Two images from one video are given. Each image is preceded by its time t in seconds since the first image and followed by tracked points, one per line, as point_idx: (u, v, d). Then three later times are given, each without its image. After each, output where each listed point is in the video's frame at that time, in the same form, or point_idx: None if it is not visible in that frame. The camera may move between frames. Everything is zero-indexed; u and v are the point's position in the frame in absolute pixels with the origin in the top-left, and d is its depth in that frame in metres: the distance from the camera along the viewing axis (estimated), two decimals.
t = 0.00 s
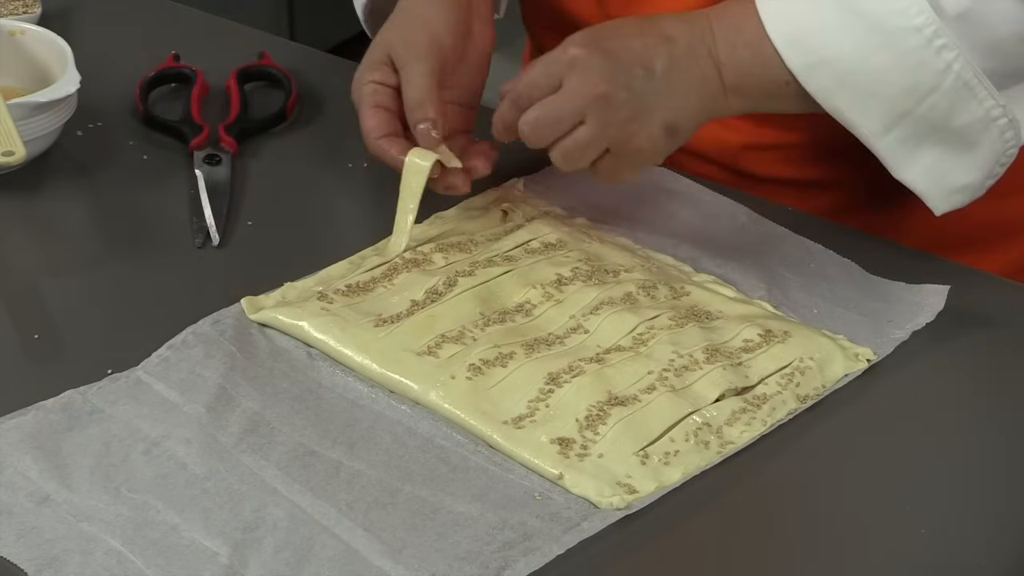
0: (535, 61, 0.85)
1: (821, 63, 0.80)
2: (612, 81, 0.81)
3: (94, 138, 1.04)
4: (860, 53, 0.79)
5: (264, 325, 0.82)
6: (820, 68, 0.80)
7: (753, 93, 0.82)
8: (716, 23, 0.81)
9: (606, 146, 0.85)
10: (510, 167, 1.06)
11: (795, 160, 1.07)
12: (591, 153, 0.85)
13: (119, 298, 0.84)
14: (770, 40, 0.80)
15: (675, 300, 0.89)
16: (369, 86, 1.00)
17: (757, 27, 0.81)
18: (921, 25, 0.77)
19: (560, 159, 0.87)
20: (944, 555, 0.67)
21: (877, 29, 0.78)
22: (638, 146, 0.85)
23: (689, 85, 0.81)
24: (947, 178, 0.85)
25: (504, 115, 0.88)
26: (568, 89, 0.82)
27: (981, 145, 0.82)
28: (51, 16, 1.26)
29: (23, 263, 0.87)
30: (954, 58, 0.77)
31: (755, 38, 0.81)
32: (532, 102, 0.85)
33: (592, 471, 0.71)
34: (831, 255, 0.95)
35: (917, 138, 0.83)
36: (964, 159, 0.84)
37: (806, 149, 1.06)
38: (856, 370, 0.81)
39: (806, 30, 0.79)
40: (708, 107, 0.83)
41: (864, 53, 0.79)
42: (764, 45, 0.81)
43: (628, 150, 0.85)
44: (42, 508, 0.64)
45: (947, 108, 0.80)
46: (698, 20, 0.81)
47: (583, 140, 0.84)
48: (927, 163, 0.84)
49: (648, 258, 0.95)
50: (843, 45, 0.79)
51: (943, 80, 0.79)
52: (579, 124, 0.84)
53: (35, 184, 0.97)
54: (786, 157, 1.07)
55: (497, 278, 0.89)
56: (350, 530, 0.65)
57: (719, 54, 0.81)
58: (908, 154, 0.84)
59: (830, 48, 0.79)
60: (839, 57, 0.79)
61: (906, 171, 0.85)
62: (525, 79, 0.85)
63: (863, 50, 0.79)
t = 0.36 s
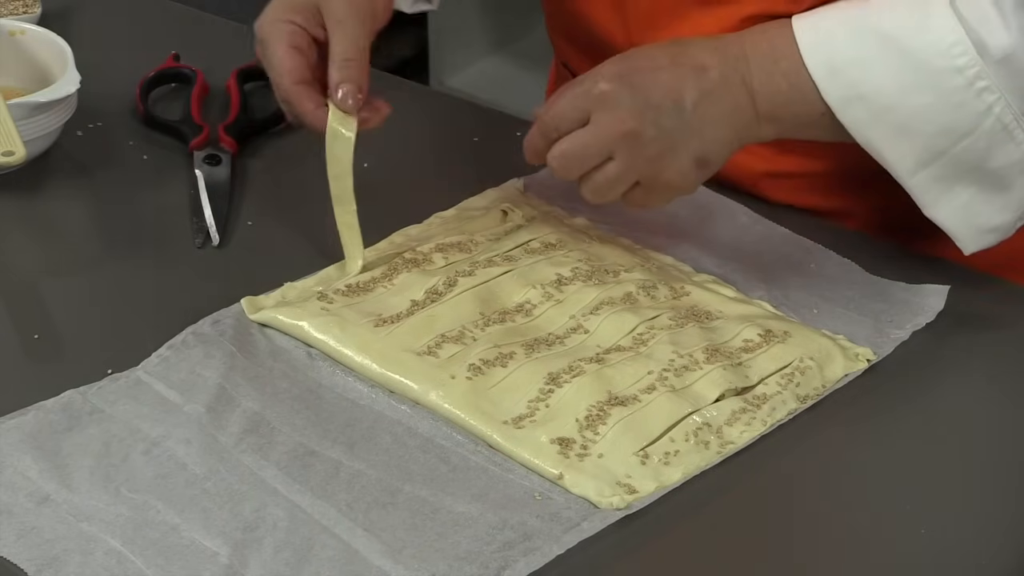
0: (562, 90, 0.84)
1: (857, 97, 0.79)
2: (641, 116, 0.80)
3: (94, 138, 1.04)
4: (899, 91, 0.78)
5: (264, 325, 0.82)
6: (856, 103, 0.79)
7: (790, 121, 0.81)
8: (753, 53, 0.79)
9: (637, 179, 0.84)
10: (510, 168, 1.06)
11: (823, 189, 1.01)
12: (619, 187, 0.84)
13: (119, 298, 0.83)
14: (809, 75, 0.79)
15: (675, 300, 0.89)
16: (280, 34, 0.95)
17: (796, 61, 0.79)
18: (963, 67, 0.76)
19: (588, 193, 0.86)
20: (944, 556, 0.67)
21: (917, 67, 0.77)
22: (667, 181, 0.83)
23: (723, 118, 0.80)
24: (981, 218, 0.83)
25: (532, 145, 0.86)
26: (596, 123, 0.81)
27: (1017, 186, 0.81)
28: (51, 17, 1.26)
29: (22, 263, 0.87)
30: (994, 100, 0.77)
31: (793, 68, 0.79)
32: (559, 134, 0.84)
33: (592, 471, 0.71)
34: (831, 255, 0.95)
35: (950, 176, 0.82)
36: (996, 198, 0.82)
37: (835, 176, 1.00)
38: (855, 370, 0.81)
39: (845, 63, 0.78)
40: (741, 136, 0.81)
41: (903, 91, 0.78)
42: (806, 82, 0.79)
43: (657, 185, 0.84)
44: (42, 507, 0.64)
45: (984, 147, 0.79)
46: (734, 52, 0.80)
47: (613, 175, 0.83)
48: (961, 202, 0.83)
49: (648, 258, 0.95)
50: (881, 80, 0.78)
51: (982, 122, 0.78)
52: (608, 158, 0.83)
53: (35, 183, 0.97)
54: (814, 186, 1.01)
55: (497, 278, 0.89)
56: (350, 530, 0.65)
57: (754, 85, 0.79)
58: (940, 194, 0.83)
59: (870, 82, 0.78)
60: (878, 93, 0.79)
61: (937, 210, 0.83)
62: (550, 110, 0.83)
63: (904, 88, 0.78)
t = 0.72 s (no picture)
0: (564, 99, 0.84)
1: (863, 109, 0.78)
2: (643, 124, 0.80)
3: (94, 138, 1.04)
4: (905, 105, 0.78)
5: (264, 325, 0.82)
6: (861, 115, 0.79)
7: (793, 130, 0.81)
8: (757, 60, 0.80)
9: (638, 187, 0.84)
10: (510, 168, 1.06)
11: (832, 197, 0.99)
12: (620, 194, 0.85)
13: (119, 299, 0.83)
14: (815, 84, 0.79)
15: (675, 300, 0.89)
16: None
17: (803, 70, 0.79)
18: (969, 83, 0.76)
19: (589, 200, 0.86)
20: (944, 556, 0.67)
21: (923, 79, 0.77)
22: (668, 189, 0.84)
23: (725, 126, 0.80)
24: (981, 233, 0.82)
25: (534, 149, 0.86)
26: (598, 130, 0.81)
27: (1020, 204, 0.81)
28: (51, 17, 1.26)
29: (22, 263, 0.87)
30: (999, 117, 0.76)
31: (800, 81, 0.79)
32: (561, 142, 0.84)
33: (592, 471, 0.71)
34: (831, 255, 0.95)
35: (951, 191, 0.81)
36: (998, 215, 0.82)
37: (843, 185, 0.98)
38: (855, 370, 0.81)
39: (851, 73, 0.78)
40: (743, 143, 0.81)
41: (909, 105, 0.78)
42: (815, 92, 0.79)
43: (658, 193, 0.84)
44: (42, 507, 0.64)
45: (987, 164, 0.79)
46: (738, 60, 0.80)
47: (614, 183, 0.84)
48: (963, 218, 0.82)
49: (648, 258, 0.95)
50: (887, 92, 0.78)
51: (986, 138, 0.78)
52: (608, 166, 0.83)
53: (35, 183, 0.97)
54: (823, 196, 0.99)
55: (497, 278, 0.89)
56: (350, 530, 0.65)
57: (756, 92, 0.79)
58: (941, 208, 0.82)
59: (876, 93, 0.78)
60: (884, 106, 0.78)
61: (938, 224, 0.82)
62: (553, 119, 0.84)
63: (910, 101, 0.78)
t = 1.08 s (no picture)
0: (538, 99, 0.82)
1: (847, 95, 0.78)
2: (628, 125, 0.79)
3: (94, 138, 1.04)
4: (894, 92, 0.78)
5: (264, 325, 0.82)
6: (845, 101, 0.79)
7: (773, 123, 0.81)
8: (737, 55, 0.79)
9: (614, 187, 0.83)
10: (510, 168, 1.06)
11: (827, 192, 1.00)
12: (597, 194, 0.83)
13: (119, 299, 0.83)
14: (801, 74, 0.79)
15: (675, 300, 0.89)
16: None
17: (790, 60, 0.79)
18: (955, 72, 0.76)
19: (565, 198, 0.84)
20: (944, 555, 0.67)
21: (913, 71, 0.77)
22: (645, 187, 0.83)
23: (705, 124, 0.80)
24: (954, 219, 0.83)
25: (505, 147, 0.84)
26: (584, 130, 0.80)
27: (994, 193, 0.81)
28: (51, 17, 1.26)
29: (22, 263, 0.87)
30: (982, 108, 0.77)
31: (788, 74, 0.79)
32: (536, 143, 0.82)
33: (592, 471, 0.71)
34: (830, 256, 0.95)
35: (929, 177, 0.82)
36: (974, 201, 0.82)
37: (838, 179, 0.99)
38: (855, 370, 0.81)
39: (836, 60, 0.78)
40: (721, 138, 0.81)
41: (897, 91, 0.78)
42: (797, 84, 0.79)
43: (634, 191, 0.83)
44: (42, 507, 0.64)
45: (966, 154, 0.79)
46: (722, 57, 0.79)
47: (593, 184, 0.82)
48: (936, 204, 0.83)
49: (648, 258, 0.95)
50: (874, 79, 0.78)
51: (968, 128, 0.78)
52: (588, 167, 0.81)
53: (35, 183, 0.97)
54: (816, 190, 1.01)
55: (497, 278, 0.89)
56: (350, 530, 0.65)
57: (739, 91, 0.79)
58: (919, 194, 0.83)
59: (862, 82, 0.78)
60: (870, 94, 0.78)
61: (915, 210, 0.83)
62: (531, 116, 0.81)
63: (897, 87, 0.78)
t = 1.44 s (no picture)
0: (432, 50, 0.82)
1: (752, 79, 0.78)
2: (516, 78, 0.76)
3: (95, 138, 1.04)
4: (793, 73, 0.77)
5: (264, 325, 0.82)
6: (748, 86, 0.78)
7: (672, 113, 0.80)
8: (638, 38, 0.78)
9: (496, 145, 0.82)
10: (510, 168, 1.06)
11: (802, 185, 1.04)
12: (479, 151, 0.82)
13: (120, 299, 0.83)
14: (709, 63, 0.78)
15: (675, 300, 0.89)
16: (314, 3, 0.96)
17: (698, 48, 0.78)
18: (859, 58, 0.75)
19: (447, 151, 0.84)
20: (944, 555, 0.67)
21: (814, 55, 0.76)
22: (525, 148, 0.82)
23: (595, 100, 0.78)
24: (852, 204, 0.83)
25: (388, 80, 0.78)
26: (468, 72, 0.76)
27: (893, 185, 0.81)
28: (51, 17, 1.26)
29: (22, 263, 0.87)
30: (883, 97, 0.76)
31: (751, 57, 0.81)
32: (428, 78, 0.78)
33: (592, 471, 0.71)
34: (831, 256, 0.95)
35: (832, 162, 0.80)
36: (874, 191, 0.82)
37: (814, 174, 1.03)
38: (855, 370, 0.81)
39: (740, 44, 0.77)
40: (608, 119, 0.80)
41: (797, 72, 0.77)
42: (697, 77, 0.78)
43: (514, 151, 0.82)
44: (42, 507, 0.64)
45: (868, 142, 0.78)
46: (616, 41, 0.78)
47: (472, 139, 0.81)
48: (835, 191, 0.83)
49: (648, 258, 0.95)
50: (773, 62, 0.77)
51: (868, 117, 0.77)
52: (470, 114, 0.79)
53: (35, 184, 0.97)
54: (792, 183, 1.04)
55: (497, 278, 0.89)
56: (350, 530, 0.65)
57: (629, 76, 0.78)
58: (817, 179, 0.82)
59: (762, 64, 0.77)
60: (774, 77, 0.77)
61: (816, 196, 0.83)
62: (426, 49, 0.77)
63: (797, 70, 0.77)
